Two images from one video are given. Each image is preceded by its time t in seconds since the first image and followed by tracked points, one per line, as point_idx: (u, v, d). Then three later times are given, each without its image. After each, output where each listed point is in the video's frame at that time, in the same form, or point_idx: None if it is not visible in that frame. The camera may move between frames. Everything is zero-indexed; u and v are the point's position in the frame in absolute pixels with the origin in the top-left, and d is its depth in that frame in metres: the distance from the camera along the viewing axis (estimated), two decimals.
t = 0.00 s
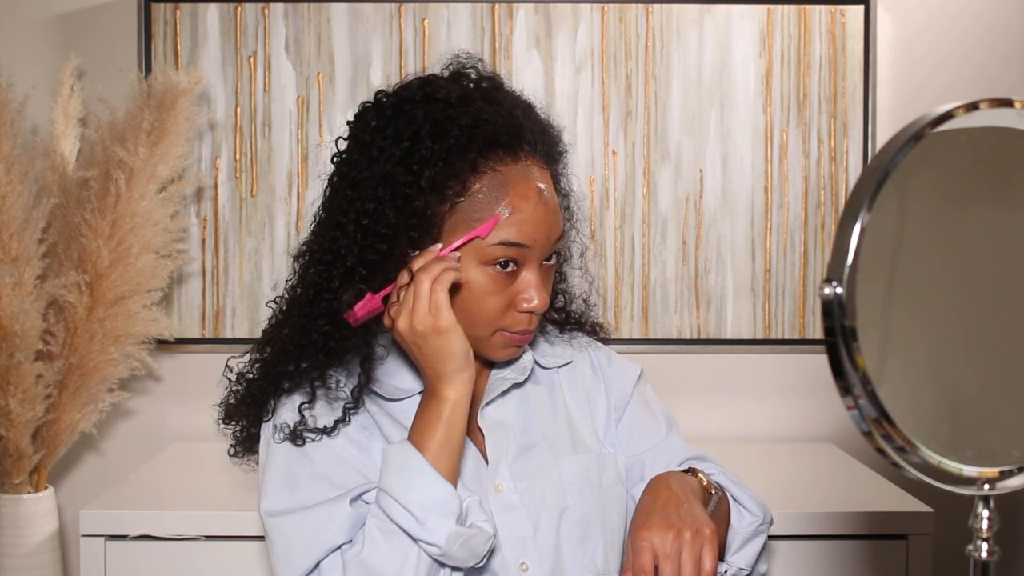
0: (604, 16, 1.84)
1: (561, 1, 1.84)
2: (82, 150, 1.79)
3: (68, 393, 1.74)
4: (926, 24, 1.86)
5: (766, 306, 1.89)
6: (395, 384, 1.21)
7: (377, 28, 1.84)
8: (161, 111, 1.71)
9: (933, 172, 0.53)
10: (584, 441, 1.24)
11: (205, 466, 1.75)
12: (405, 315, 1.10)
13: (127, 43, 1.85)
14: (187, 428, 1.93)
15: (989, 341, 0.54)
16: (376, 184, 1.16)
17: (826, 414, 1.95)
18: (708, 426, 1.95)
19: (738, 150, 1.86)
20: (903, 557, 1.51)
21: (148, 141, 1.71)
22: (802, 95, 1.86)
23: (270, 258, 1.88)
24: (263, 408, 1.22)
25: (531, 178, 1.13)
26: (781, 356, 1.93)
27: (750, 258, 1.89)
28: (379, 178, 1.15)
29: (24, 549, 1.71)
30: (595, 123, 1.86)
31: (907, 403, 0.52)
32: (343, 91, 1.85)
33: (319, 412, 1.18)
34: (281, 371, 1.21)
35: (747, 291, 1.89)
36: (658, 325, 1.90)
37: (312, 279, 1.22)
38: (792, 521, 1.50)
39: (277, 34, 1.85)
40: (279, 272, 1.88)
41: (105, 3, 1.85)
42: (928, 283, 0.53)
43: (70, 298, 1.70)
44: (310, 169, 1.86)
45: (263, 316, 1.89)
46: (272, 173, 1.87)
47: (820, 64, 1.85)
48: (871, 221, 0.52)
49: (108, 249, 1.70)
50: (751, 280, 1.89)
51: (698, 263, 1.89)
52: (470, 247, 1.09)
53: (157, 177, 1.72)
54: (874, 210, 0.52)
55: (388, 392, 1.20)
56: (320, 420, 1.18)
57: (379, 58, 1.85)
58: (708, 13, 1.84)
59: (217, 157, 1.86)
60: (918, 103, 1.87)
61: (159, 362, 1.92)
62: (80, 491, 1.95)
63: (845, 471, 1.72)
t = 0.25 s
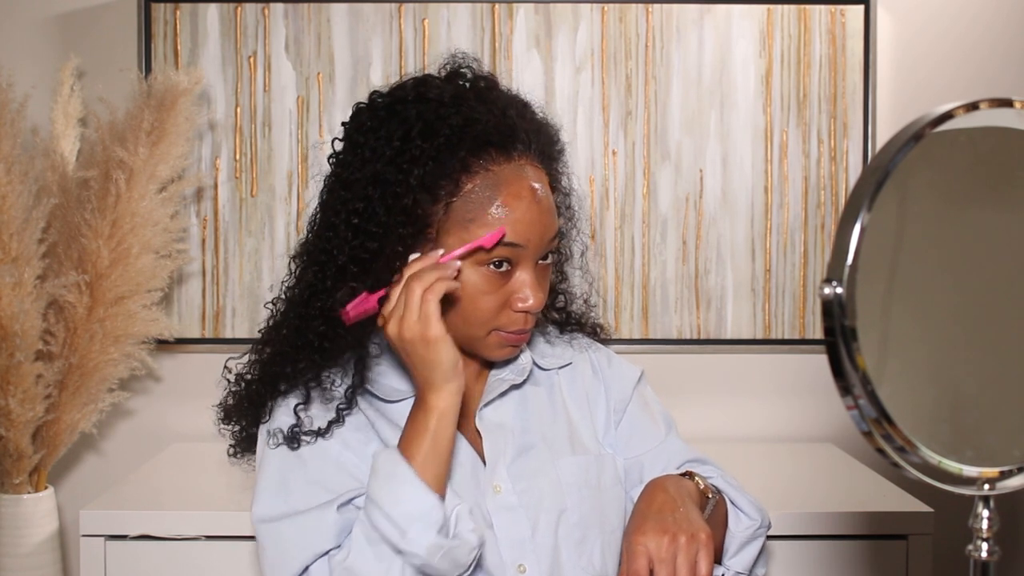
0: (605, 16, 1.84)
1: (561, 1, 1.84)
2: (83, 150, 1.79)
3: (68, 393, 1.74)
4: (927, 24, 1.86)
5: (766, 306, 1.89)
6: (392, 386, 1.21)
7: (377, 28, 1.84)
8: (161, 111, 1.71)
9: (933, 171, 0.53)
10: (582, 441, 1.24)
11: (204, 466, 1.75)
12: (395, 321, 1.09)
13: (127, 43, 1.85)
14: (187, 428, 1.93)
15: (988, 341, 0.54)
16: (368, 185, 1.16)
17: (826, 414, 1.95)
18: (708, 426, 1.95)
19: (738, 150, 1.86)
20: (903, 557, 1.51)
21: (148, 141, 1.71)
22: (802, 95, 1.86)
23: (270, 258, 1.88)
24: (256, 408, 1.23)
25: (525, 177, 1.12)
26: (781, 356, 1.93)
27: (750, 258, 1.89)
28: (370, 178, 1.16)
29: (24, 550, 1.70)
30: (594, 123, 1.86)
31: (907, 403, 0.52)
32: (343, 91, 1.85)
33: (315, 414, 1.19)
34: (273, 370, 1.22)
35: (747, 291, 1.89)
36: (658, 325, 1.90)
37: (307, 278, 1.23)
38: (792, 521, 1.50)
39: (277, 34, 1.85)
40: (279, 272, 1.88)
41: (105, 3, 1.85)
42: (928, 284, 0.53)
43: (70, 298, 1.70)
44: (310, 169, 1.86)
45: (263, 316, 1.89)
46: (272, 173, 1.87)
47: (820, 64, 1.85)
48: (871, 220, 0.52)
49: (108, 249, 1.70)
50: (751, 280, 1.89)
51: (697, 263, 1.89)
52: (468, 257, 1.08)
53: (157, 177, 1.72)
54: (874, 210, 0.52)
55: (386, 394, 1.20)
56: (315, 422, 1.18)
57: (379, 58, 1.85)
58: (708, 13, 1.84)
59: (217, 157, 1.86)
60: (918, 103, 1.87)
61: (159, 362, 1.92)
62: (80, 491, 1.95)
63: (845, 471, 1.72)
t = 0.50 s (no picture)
0: (604, 16, 1.84)
1: (561, 2, 1.84)
2: (82, 151, 1.79)
3: (68, 393, 1.74)
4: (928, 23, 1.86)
5: (766, 307, 1.89)
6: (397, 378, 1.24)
7: (377, 28, 1.84)
8: (161, 111, 1.71)
9: (933, 172, 0.55)
10: (579, 437, 1.32)
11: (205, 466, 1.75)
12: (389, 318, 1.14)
13: (127, 44, 1.85)
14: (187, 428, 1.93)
15: (989, 341, 0.55)
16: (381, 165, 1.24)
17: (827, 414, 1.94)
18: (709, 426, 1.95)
19: (738, 150, 1.87)
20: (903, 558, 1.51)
21: (147, 141, 1.71)
22: (802, 95, 1.86)
23: (270, 258, 1.88)
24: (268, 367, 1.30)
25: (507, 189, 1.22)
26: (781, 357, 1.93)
27: (750, 258, 1.89)
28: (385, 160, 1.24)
29: (24, 550, 1.70)
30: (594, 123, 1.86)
31: (905, 403, 0.53)
32: (343, 91, 1.85)
33: (296, 402, 1.18)
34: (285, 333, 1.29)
35: (747, 291, 1.89)
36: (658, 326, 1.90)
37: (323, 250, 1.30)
38: (792, 521, 1.51)
39: (277, 34, 1.85)
40: (279, 272, 1.88)
41: (106, 3, 1.85)
42: (929, 284, 0.54)
43: (70, 298, 1.70)
44: (310, 170, 1.86)
45: (263, 316, 1.89)
46: (272, 173, 1.86)
47: (820, 64, 1.85)
48: (871, 221, 0.53)
49: (108, 249, 1.71)
50: (751, 280, 1.89)
51: (698, 263, 1.89)
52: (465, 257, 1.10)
53: (157, 177, 1.72)
54: (874, 209, 0.53)
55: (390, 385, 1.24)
56: (300, 413, 1.18)
57: (379, 58, 1.85)
58: (708, 13, 1.84)
59: (217, 157, 1.86)
60: (919, 104, 1.87)
61: (159, 362, 1.92)
62: (80, 491, 1.95)
63: (845, 471, 1.72)
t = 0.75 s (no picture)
0: (604, 16, 1.84)
1: (561, 2, 1.84)
2: (82, 151, 1.79)
3: (68, 393, 1.74)
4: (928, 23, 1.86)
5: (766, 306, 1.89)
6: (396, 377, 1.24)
7: (377, 28, 1.84)
8: (161, 112, 1.71)
9: (933, 171, 0.55)
10: (579, 434, 1.32)
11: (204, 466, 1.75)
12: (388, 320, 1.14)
13: (127, 44, 1.85)
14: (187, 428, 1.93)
15: (989, 341, 0.55)
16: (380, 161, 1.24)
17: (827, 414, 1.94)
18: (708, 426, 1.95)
19: (738, 150, 1.87)
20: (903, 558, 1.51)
21: (148, 141, 1.71)
22: (802, 95, 1.86)
23: (270, 258, 1.88)
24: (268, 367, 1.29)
25: (506, 186, 1.22)
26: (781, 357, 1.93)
27: (750, 258, 1.89)
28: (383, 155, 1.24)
29: (24, 550, 1.70)
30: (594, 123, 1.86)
31: (906, 403, 0.53)
32: (343, 91, 1.85)
33: (296, 396, 1.18)
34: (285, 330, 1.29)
35: (747, 291, 1.89)
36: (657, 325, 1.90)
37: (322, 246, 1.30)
38: (792, 520, 1.51)
39: (277, 34, 1.85)
40: (279, 272, 1.88)
41: (106, 4, 1.85)
42: (929, 284, 0.54)
43: (70, 298, 1.70)
44: (310, 170, 1.86)
45: (263, 316, 1.89)
46: (272, 173, 1.87)
47: (820, 64, 1.85)
48: (871, 220, 0.53)
49: (108, 249, 1.71)
50: (751, 280, 1.89)
51: (698, 263, 1.89)
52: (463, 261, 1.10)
53: (157, 177, 1.72)
54: (875, 209, 0.54)
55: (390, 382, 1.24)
56: (300, 408, 1.18)
57: (379, 58, 1.85)
58: (708, 13, 1.84)
59: (217, 157, 1.86)
60: (919, 104, 1.87)
61: (159, 362, 1.92)
62: (80, 491, 1.95)
63: (844, 471, 1.72)
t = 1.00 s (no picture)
0: (604, 16, 1.84)
1: (561, 2, 1.84)
2: (82, 150, 1.79)
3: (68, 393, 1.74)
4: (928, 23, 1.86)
5: (766, 306, 1.89)
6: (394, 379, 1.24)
7: (377, 28, 1.84)
8: (161, 111, 1.71)
9: (933, 171, 0.55)
10: (579, 435, 1.32)
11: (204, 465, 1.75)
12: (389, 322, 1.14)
13: (127, 44, 1.85)
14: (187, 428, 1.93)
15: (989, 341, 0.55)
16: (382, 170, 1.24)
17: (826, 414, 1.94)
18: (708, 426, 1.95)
19: (738, 150, 1.87)
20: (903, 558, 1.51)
21: (148, 141, 1.71)
22: (802, 95, 1.86)
23: (270, 258, 1.88)
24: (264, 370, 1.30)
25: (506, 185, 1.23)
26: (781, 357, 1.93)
27: (750, 258, 1.89)
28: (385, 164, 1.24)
29: (24, 550, 1.70)
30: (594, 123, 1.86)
31: (906, 403, 0.53)
32: (343, 91, 1.85)
33: (287, 403, 1.17)
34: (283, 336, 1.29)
35: (747, 291, 1.89)
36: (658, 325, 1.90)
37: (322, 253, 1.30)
38: (792, 521, 1.51)
39: (277, 34, 1.85)
40: (279, 272, 1.88)
41: (106, 4, 1.85)
42: (929, 284, 0.54)
43: (70, 298, 1.70)
44: (310, 169, 1.86)
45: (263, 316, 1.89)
46: (272, 173, 1.87)
47: (820, 64, 1.85)
48: (871, 220, 0.53)
49: (108, 249, 1.71)
50: (751, 280, 1.89)
51: (698, 263, 1.89)
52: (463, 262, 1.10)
53: (157, 177, 1.72)
54: (874, 209, 0.54)
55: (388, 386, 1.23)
56: (291, 415, 1.17)
57: (379, 58, 1.85)
58: (708, 13, 1.84)
59: (217, 157, 1.86)
60: (918, 104, 1.87)
61: (159, 362, 1.92)
62: (80, 491, 1.95)
63: (844, 471, 1.72)
